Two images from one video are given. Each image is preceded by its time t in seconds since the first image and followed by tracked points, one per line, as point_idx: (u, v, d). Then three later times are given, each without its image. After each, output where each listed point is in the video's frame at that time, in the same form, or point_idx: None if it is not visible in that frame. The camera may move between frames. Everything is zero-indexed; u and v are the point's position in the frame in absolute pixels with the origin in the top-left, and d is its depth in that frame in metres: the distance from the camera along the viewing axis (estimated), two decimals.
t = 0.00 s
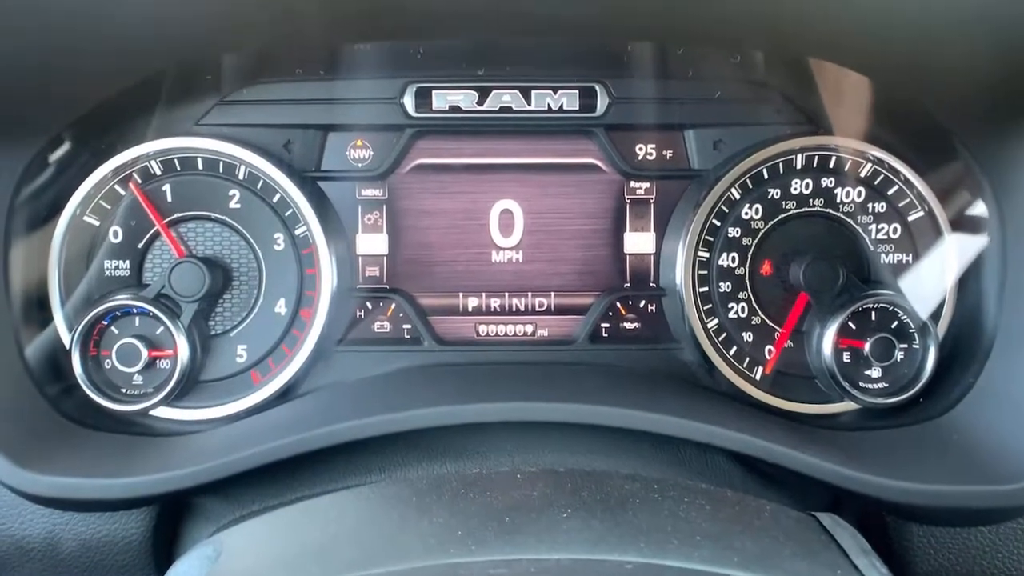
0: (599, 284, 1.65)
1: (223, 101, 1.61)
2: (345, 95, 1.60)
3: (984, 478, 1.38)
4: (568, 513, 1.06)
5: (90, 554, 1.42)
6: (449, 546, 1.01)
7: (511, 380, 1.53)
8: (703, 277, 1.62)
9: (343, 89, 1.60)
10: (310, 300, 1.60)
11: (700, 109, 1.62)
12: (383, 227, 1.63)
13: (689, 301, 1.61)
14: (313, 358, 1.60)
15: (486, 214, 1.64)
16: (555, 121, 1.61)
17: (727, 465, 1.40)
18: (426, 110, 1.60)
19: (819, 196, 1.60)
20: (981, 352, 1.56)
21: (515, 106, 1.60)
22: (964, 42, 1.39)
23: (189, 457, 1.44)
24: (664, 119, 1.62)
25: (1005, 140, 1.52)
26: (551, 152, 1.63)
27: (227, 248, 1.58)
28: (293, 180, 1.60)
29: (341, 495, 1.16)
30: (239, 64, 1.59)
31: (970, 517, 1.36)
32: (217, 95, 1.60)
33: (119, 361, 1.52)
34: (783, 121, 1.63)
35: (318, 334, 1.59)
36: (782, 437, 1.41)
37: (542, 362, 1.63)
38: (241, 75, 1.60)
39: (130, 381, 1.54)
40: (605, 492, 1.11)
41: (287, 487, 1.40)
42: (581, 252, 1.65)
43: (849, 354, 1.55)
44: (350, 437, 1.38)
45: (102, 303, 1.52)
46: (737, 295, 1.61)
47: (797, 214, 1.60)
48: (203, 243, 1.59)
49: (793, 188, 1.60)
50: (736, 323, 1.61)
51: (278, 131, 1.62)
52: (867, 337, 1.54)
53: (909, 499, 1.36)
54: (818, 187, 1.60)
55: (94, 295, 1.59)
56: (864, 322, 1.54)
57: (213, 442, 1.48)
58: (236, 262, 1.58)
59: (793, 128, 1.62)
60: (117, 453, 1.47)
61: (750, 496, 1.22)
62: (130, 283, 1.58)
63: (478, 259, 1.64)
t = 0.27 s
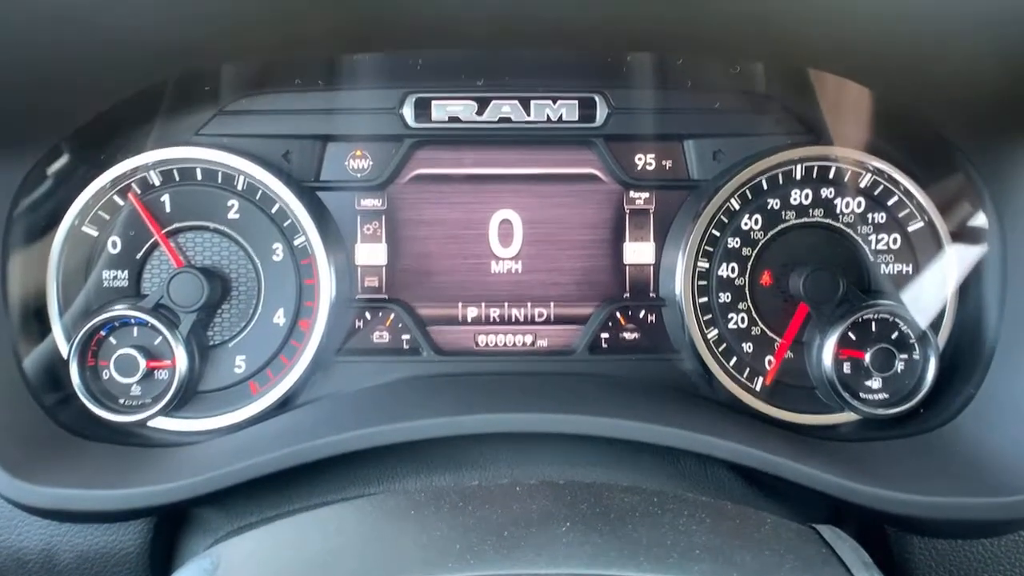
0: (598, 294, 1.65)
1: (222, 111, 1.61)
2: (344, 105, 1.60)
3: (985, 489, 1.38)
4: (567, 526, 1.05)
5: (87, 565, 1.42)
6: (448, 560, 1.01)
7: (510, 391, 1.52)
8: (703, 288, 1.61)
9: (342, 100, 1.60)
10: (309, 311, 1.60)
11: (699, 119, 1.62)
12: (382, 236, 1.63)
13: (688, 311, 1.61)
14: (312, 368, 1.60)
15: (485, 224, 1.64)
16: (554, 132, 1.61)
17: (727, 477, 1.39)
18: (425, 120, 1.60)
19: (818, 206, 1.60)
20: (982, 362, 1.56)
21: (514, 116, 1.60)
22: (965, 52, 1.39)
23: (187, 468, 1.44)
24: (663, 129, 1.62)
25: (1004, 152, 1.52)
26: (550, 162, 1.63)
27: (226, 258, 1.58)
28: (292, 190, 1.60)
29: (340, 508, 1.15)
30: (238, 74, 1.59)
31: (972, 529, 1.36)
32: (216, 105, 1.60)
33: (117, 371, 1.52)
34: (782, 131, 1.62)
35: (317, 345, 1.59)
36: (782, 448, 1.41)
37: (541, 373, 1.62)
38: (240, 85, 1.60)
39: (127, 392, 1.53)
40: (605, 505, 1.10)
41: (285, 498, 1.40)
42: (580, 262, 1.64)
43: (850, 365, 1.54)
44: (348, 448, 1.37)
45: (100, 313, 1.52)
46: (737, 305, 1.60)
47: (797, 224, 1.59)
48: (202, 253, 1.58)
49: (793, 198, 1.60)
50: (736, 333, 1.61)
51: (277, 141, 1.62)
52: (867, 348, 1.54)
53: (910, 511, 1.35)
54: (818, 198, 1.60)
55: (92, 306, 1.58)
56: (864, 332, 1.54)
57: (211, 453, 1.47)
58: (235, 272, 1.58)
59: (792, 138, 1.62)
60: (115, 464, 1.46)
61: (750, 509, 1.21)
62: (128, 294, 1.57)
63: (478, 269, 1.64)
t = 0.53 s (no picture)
0: (599, 300, 1.64)
1: (222, 117, 1.61)
2: (345, 111, 1.60)
3: (988, 495, 1.37)
4: (568, 533, 1.05)
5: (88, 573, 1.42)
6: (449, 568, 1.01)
7: (511, 397, 1.52)
8: (704, 293, 1.61)
9: (343, 106, 1.60)
10: (310, 317, 1.59)
11: (700, 125, 1.62)
12: (383, 242, 1.63)
13: (689, 317, 1.61)
14: (313, 374, 1.59)
15: (486, 230, 1.64)
16: (555, 138, 1.61)
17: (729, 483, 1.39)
18: (426, 126, 1.60)
19: (820, 211, 1.59)
20: (984, 368, 1.55)
21: (514, 122, 1.60)
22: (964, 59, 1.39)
23: (188, 475, 1.43)
24: (664, 135, 1.62)
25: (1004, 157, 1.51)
26: (551, 168, 1.63)
27: (227, 264, 1.58)
28: (293, 196, 1.60)
29: (340, 514, 1.14)
30: (239, 81, 1.59)
31: (975, 535, 1.35)
32: (217, 112, 1.60)
33: (119, 378, 1.52)
34: (783, 136, 1.62)
35: (317, 351, 1.59)
36: (784, 455, 1.40)
37: (543, 379, 1.62)
38: (241, 91, 1.60)
39: (128, 399, 1.53)
40: (606, 511, 1.10)
41: (286, 505, 1.39)
42: (582, 268, 1.64)
43: (852, 371, 1.54)
44: (349, 455, 1.37)
45: (101, 320, 1.52)
46: (738, 311, 1.60)
47: (798, 229, 1.59)
48: (202, 259, 1.58)
49: (794, 204, 1.60)
50: (737, 339, 1.60)
51: (278, 148, 1.62)
52: (869, 353, 1.53)
53: (913, 517, 1.35)
54: (819, 203, 1.60)
55: (93, 312, 1.58)
56: (866, 338, 1.54)
57: (212, 460, 1.47)
58: (236, 278, 1.58)
59: (793, 143, 1.62)
60: (115, 471, 1.46)
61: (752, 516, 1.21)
62: (129, 300, 1.57)
63: (479, 275, 1.63)
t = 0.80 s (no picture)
0: (602, 302, 1.64)
1: (226, 121, 1.61)
2: (347, 114, 1.61)
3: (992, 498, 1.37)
4: (571, 537, 1.05)
5: None
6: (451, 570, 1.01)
7: (513, 400, 1.52)
8: (707, 296, 1.61)
9: (346, 109, 1.60)
10: (312, 320, 1.60)
11: (702, 128, 1.62)
12: (385, 245, 1.63)
13: (692, 320, 1.61)
14: (316, 377, 1.60)
15: (488, 233, 1.63)
16: (557, 141, 1.61)
17: (732, 486, 1.39)
18: (428, 130, 1.60)
19: (823, 214, 1.59)
20: (988, 371, 1.55)
21: (517, 125, 1.60)
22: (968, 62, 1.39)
23: (191, 477, 1.43)
24: (667, 138, 1.62)
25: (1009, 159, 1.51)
26: (553, 171, 1.63)
27: (230, 267, 1.58)
28: (296, 200, 1.60)
29: (342, 517, 1.14)
30: (242, 84, 1.59)
31: (978, 539, 1.34)
32: (220, 115, 1.61)
33: (121, 381, 1.52)
34: (786, 139, 1.62)
35: (320, 354, 1.59)
36: (787, 458, 1.40)
37: (545, 382, 1.62)
38: (244, 94, 1.60)
39: (132, 402, 1.53)
40: (608, 514, 1.10)
41: (289, 508, 1.40)
42: (585, 271, 1.64)
43: (855, 373, 1.54)
44: (352, 458, 1.37)
45: (104, 322, 1.52)
46: (741, 314, 1.60)
47: (801, 232, 1.59)
48: (205, 262, 1.58)
49: (797, 206, 1.60)
50: (740, 341, 1.60)
51: (281, 151, 1.62)
52: (872, 356, 1.53)
53: (916, 521, 1.34)
54: (822, 206, 1.60)
55: (96, 315, 1.58)
56: (869, 340, 1.53)
57: (215, 462, 1.47)
58: (239, 281, 1.58)
59: (796, 146, 1.62)
60: (118, 474, 1.46)
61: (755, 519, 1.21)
62: (132, 303, 1.58)
63: (481, 278, 1.63)
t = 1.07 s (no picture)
0: (605, 303, 1.65)
1: (231, 123, 1.62)
2: (351, 116, 1.61)
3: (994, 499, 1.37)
4: (574, 537, 1.05)
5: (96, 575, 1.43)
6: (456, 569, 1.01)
7: (517, 401, 1.52)
8: (711, 297, 1.61)
9: (350, 111, 1.61)
10: (317, 321, 1.60)
11: (706, 129, 1.62)
12: (389, 247, 1.64)
13: (696, 321, 1.61)
14: (321, 378, 1.60)
15: (492, 234, 1.64)
16: (560, 142, 1.62)
17: (735, 487, 1.39)
18: (432, 131, 1.61)
19: (826, 216, 1.60)
20: (991, 371, 1.55)
21: (521, 126, 1.60)
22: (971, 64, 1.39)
23: (197, 478, 1.44)
24: (670, 140, 1.63)
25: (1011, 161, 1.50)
26: (557, 172, 1.63)
27: (235, 268, 1.59)
28: (301, 201, 1.61)
29: (347, 518, 1.15)
30: (246, 86, 1.60)
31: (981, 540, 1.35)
32: (225, 117, 1.61)
33: (126, 383, 1.52)
34: (789, 141, 1.63)
35: (324, 355, 1.59)
36: (790, 458, 1.40)
37: (549, 383, 1.63)
38: (250, 96, 1.61)
39: (137, 403, 1.54)
40: (612, 514, 1.10)
41: (294, 508, 1.40)
42: (588, 272, 1.65)
43: (858, 375, 1.54)
44: (356, 458, 1.38)
45: (110, 324, 1.53)
46: (744, 315, 1.60)
47: (805, 233, 1.59)
48: (210, 263, 1.59)
49: (800, 208, 1.60)
50: (743, 343, 1.61)
51: (285, 152, 1.62)
52: (876, 358, 1.53)
53: (919, 521, 1.35)
54: (825, 208, 1.60)
55: (102, 316, 1.59)
56: (872, 342, 1.53)
57: (220, 463, 1.48)
58: (244, 282, 1.59)
59: (799, 148, 1.63)
60: (124, 474, 1.47)
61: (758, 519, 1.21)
62: (138, 305, 1.58)
63: (485, 279, 1.64)
